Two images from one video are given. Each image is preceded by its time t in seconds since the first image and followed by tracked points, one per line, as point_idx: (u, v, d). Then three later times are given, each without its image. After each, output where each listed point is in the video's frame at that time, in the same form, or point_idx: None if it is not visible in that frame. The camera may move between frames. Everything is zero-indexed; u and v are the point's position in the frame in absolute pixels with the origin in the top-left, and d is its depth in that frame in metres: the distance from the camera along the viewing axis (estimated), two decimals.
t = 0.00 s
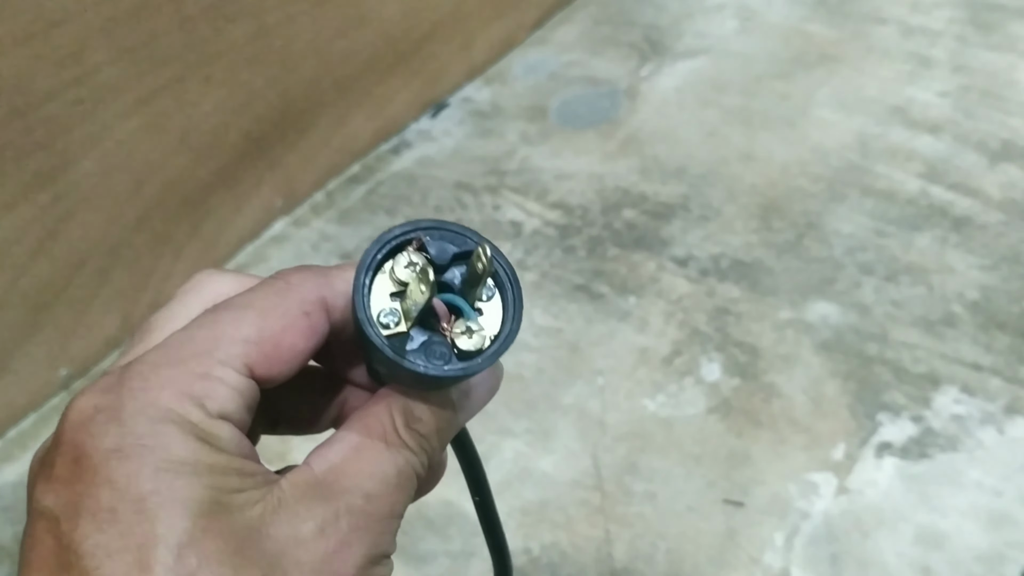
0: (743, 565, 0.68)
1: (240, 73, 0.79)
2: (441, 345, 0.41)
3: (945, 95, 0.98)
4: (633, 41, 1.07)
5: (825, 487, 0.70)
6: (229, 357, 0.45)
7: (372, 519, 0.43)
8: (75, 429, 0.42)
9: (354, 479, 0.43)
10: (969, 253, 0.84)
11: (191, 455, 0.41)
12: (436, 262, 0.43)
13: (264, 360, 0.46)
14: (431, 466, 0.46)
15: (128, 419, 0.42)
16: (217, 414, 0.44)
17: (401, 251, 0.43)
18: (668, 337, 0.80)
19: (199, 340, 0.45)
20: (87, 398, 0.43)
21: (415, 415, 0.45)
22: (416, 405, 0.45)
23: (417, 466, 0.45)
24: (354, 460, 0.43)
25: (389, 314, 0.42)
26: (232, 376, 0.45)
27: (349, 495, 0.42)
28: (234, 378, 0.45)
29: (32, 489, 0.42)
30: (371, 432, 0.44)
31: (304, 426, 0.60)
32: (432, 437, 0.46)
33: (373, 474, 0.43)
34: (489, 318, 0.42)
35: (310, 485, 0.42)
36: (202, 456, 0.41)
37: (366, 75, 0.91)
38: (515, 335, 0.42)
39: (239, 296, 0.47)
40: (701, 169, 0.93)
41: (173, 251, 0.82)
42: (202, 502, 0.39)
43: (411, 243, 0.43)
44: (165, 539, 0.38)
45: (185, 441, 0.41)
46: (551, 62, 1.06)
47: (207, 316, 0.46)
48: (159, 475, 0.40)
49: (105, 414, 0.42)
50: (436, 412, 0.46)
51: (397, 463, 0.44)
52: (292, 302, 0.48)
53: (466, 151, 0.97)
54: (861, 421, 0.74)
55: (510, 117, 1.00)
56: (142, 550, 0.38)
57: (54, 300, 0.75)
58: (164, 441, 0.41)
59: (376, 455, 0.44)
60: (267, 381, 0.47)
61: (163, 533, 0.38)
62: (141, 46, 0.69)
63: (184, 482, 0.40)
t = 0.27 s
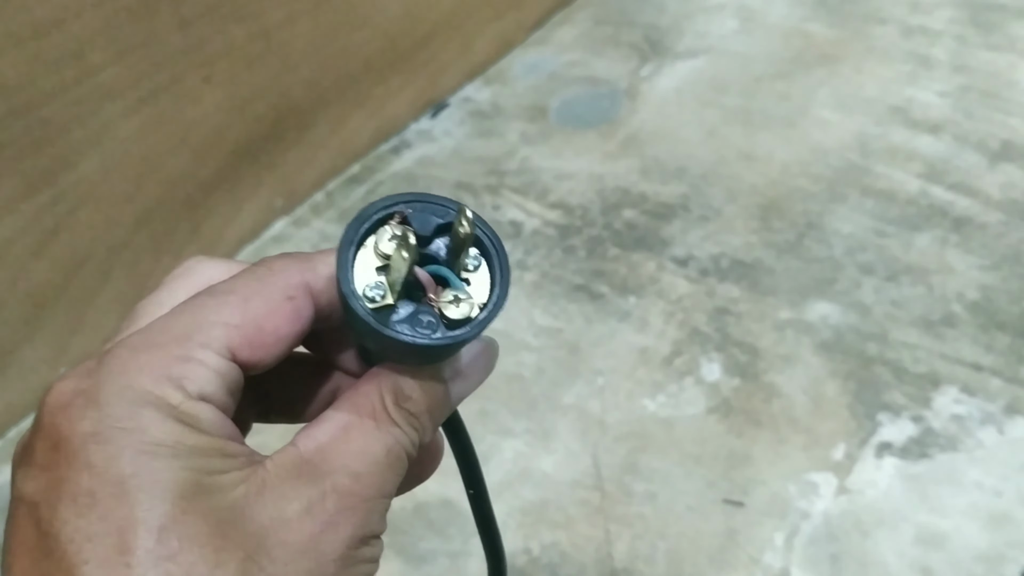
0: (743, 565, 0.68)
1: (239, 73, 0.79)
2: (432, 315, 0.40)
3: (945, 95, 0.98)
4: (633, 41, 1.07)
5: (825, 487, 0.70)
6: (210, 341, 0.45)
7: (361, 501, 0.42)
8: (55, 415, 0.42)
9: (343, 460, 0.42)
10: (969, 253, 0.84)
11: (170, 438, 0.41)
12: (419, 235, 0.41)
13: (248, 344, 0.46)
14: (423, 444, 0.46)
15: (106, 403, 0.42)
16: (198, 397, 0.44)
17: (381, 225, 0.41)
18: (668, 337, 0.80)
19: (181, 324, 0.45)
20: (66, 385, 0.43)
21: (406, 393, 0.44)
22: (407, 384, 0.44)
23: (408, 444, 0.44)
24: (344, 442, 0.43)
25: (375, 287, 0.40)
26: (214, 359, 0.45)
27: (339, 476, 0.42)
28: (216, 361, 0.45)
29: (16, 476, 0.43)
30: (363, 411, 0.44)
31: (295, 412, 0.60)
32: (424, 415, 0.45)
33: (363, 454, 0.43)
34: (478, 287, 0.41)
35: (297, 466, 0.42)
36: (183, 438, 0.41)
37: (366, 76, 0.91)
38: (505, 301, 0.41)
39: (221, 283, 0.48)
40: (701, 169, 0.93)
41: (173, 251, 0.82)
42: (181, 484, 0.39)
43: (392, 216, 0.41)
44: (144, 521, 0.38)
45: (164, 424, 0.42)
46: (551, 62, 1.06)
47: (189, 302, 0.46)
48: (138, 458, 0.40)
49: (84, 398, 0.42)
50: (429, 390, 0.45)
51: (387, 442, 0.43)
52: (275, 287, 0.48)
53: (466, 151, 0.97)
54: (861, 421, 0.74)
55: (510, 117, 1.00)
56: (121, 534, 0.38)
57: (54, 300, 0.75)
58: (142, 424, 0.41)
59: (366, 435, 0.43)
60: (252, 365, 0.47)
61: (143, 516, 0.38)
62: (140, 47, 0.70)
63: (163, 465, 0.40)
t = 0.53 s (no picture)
0: (743, 565, 0.67)
1: (239, 73, 0.79)
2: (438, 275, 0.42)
3: (945, 95, 0.98)
4: (633, 41, 1.07)
5: (824, 487, 0.70)
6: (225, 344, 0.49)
7: (388, 512, 0.43)
8: (81, 413, 0.44)
9: (375, 469, 0.44)
10: (969, 253, 0.84)
11: (193, 434, 0.43)
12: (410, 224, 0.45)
13: (258, 348, 0.51)
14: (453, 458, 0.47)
15: (132, 401, 0.44)
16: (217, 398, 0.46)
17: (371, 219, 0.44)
18: (668, 337, 0.80)
19: (198, 334, 0.48)
20: (94, 385, 0.45)
21: (437, 400, 0.46)
22: (436, 392, 0.46)
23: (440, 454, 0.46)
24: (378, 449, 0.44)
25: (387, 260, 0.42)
26: (230, 359, 0.49)
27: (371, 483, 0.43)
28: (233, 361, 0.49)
29: (41, 476, 0.44)
30: (397, 420, 0.45)
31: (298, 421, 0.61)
32: (453, 425, 0.47)
33: (395, 461, 0.44)
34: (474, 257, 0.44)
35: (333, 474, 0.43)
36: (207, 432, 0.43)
37: (366, 76, 0.91)
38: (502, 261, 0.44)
39: (229, 301, 0.52)
40: (701, 169, 0.93)
41: (173, 251, 0.82)
42: (206, 482, 0.41)
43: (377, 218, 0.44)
44: (171, 517, 0.40)
45: (187, 419, 0.43)
46: (551, 63, 1.06)
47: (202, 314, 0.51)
48: (164, 454, 0.42)
49: (109, 397, 0.44)
50: (458, 401, 0.47)
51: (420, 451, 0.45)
52: (279, 304, 0.53)
53: (466, 151, 0.97)
54: (861, 421, 0.74)
55: (510, 117, 1.00)
56: (150, 528, 0.40)
57: (53, 299, 0.74)
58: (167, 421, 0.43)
59: (400, 444, 0.44)
60: (263, 369, 0.51)
61: (169, 512, 0.40)
62: (140, 45, 0.70)
63: (188, 463, 0.42)
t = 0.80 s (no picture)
0: (744, 565, 0.67)
1: (240, 73, 0.79)
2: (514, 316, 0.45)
3: (945, 95, 0.98)
4: (633, 41, 1.07)
5: (825, 486, 0.70)
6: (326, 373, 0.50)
7: (472, 545, 0.45)
8: (189, 417, 0.44)
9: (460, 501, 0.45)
10: (969, 253, 0.84)
11: (301, 450, 0.43)
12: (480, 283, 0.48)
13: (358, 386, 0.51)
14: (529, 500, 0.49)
15: (241, 408, 0.44)
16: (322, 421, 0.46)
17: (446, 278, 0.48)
18: (668, 337, 0.80)
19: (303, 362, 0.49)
20: (201, 392, 0.45)
21: (516, 440, 0.48)
22: (514, 432, 0.48)
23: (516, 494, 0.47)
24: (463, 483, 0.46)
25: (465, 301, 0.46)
26: (333, 389, 0.49)
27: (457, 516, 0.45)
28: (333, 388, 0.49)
29: (139, 477, 0.44)
30: (480, 458, 0.47)
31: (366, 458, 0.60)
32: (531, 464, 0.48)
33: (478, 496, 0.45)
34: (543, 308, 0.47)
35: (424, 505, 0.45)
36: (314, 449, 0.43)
37: (366, 76, 0.91)
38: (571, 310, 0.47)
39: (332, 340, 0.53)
40: (701, 168, 0.93)
41: (172, 251, 0.82)
42: (310, 497, 0.41)
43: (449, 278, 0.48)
44: (275, 529, 0.40)
45: (293, 434, 0.44)
46: (551, 63, 1.06)
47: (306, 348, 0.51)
48: (271, 464, 0.42)
49: (219, 402, 0.44)
50: (535, 443, 0.49)
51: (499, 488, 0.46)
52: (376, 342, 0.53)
53: (466, 151, 0.97)
54: (861, 421, 0.73)
55: (510, 117, 1.00)
56: (252, 538, 0.40)
57: (53, 300, 0.74)
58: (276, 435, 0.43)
59: (483, 480, 0.46)
60: (361, 403, 0.51)
61: (274, 525, 0.40)
62: (141, 46, 0.70)
63: (295, 475, 0.42)
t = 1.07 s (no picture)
0: (743, 565, 0.67)
1: (240, 73, 0.79)
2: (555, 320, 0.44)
3: (945, 95, 0.98)
4: (633, 41, 1.07)
5: (825, 486, 0.70)
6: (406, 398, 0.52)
7: (494, 557, 0.43)
8: (269, 429, 0.47)
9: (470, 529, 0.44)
10: (969, 253, 0.84)
11: (362, 465, 0.44)
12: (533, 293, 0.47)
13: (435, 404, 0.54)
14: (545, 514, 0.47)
15: (314, 421, 0.46)
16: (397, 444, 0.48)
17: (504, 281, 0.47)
18: (668, 337, 0.80)
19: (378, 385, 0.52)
20: (282, 410, 0.48)
21: (512, 460, 0.46)
22: (511, 452, 0.46)
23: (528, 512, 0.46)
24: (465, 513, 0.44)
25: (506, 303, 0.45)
26: (405, 410, 0.51)
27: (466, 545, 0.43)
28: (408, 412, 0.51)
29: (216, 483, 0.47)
30: (478, 486, 0.45)
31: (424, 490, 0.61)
32: (536, 479, 0.46)
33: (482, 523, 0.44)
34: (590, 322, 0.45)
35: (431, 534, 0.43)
36: (375, 462, 0.45)
37: (366, 76, 0.91)
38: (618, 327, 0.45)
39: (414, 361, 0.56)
40: (701, 168, 0.93)
41: (173, 251, 0.82)
42: (355, 506, 0.42)
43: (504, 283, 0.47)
44: (313, 533, 0.40)
45: (359, 449, 0.45)
46: (551, 63, 1.06)
47: (387, 373, 0.55)
48: (330, 469, 0.43)
49: (295, 416, 0.47)
50: (540, 457, 0.46)
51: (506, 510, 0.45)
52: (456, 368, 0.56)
53: (466, 151, 0.97)
54: (861, 421, 0.74)
55: (510, 117, 1.00)
56: (288, 539, 0.40)
57: (54, 300, 0.74)
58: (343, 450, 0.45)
59: (485, 505, 0.45)
60: (434, 418, 0.54)
61: (320, 522, 0.41)
62: (141, 46, 0.70)
63: (347, 485, 0.43)
